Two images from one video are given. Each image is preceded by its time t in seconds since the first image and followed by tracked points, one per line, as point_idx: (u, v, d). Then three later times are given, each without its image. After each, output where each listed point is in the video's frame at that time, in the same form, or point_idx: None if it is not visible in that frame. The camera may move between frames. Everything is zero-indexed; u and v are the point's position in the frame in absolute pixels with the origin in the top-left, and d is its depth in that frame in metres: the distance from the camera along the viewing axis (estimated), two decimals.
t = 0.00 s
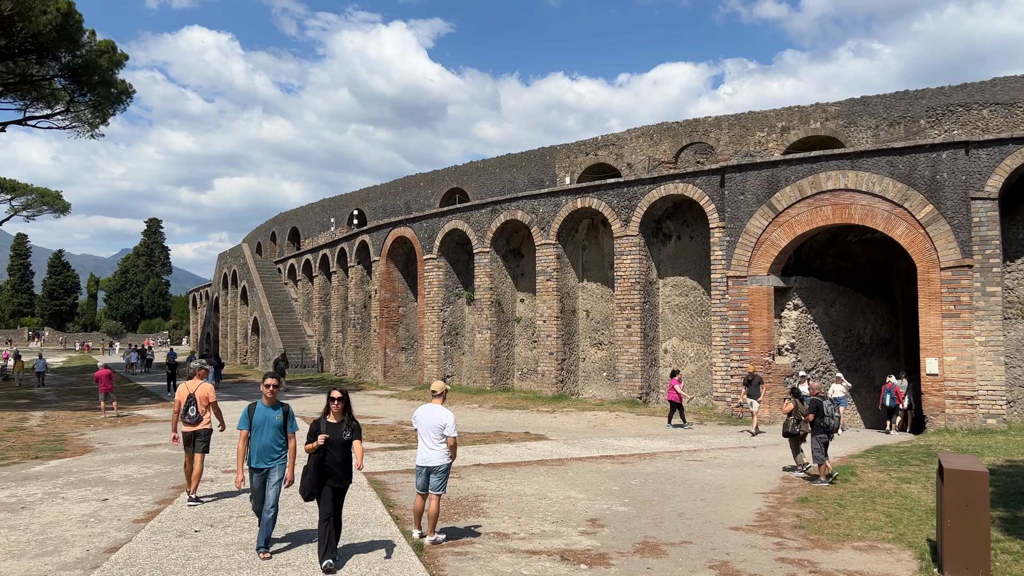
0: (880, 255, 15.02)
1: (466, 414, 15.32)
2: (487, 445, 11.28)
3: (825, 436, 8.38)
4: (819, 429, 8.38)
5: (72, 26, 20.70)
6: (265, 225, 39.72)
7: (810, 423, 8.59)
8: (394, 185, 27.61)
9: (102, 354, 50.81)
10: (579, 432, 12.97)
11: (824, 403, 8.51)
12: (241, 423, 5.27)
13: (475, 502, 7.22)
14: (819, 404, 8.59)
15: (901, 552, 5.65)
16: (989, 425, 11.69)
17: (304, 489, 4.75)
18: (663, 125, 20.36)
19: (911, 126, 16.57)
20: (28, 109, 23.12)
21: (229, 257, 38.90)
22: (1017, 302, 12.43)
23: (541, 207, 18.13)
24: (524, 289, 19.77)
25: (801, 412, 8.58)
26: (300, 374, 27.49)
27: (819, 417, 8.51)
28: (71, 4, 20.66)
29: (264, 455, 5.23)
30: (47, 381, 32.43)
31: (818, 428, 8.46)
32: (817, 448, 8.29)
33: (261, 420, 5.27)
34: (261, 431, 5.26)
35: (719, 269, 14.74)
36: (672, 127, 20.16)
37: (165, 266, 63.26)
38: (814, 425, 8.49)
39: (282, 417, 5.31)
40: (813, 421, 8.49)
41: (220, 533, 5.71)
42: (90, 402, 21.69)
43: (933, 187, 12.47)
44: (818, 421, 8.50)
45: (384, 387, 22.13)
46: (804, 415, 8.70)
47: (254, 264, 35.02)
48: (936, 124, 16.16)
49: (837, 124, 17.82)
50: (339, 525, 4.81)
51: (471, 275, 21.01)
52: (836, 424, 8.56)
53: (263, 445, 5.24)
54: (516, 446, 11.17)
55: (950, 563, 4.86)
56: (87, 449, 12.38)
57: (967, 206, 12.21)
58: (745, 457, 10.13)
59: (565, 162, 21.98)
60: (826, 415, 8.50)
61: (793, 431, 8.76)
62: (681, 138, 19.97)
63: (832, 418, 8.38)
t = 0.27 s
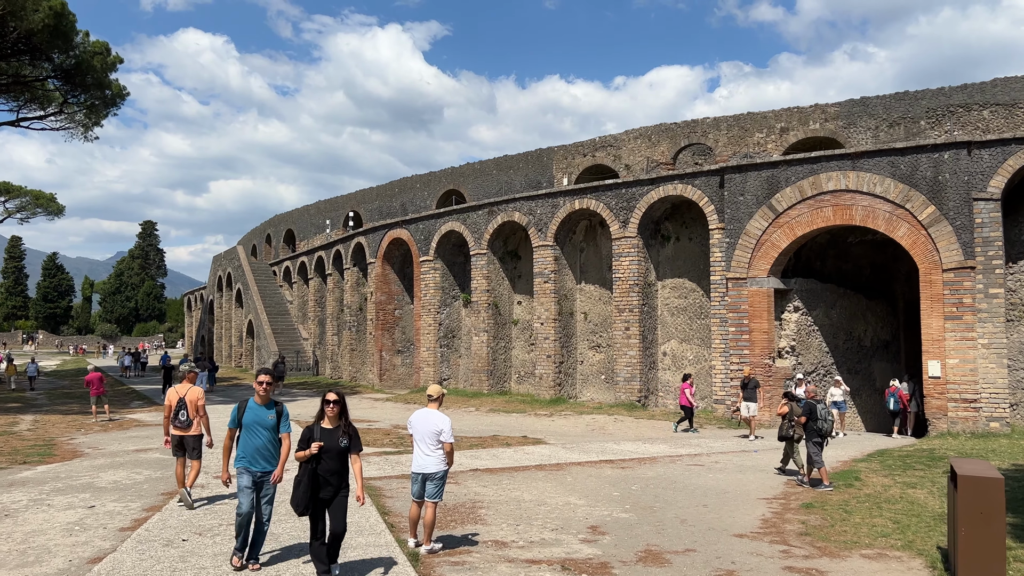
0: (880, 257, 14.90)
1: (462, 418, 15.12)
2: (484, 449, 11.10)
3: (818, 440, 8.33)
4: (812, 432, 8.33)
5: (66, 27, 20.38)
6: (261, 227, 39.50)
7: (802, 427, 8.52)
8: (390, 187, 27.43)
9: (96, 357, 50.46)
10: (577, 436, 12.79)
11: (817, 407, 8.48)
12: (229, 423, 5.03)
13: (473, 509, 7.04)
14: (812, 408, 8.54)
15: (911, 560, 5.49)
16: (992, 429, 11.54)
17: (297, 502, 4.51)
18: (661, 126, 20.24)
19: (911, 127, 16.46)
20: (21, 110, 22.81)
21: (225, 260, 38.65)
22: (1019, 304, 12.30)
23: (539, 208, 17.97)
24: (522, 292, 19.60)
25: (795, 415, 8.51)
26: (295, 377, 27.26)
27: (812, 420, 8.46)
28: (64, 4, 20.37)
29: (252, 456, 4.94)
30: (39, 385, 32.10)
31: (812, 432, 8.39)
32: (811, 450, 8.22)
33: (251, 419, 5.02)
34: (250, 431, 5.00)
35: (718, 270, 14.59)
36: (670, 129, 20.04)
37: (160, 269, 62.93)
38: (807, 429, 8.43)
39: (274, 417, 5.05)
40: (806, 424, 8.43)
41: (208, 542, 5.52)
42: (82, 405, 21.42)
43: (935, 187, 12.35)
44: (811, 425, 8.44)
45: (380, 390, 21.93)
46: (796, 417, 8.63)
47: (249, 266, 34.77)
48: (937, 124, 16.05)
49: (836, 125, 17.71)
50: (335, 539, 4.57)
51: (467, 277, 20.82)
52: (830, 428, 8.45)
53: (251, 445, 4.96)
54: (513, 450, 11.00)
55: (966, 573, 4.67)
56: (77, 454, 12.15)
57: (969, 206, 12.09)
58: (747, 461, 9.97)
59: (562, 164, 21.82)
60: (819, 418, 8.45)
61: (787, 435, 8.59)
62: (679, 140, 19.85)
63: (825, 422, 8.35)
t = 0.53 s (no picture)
0: (879, 255, 14.78)
1: (458, 419, 14.93)
2: (480, 449, 10.93)
3: (808, 439, 8.23)
4: (801, 431, 8.22)
5: (59, 25, 19.95)
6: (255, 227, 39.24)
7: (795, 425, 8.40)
8: (385, 186, 27.23)
9: (90, 358, 50.09)
10: (575, 436, 12.62)
11: (811, 405, 8.29)
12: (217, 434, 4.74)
13: (468, 511, 6.87)
14: (807, 407, 8.36)
15: (921, 563, 5.33)
16: (994, 428, 11.39)
17: (291, 515, 4.14)
18: (658, 124, 20.10)
19: (910, 124, 16.35)
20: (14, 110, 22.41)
21: (219, 260, 38.38)
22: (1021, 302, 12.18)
23: (535, 206, 17.80)
24: (518, 291, 19.42)
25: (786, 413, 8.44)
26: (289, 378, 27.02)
27: (804, 419, 8.31)
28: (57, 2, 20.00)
29: (244, 468, 4.67)
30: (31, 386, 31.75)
31: (803, 431, 8.28)
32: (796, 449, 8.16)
33: (240, 429, 4.72)
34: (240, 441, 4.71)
35: (717, 268, 14.43)
36: (667, 127, 19.91)
37: (154, 270, 62.57)
38: (798, 427, 8.31)
39: (264, 425, 4.75)
40: (797, 423, 8.34)
41: (194, 547, 5.32)
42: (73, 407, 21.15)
43: (936, 184, 12.22)
44: (803, 424, 8.32)
45: (375, 391, 21.72)
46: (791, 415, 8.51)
47: (244, 266, 34.53)
48: (936, 122, 15.94)
49: (834, 122, 17.59)
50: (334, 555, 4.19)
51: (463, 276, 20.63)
52: (823, 427, 8.26)
53: (241, 456, 4.68)
54: (510, 450, 10.81)
55: None
56: (65, 455, 11.91)
57: (971, 203, 11.97)
58: (747, 461, 9.81)
59: (559, 162, 21.66)
60: (812, 418, 8.27)
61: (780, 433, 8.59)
62: (676, 137, 19.73)
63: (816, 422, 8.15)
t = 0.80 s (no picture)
0: (880, 253, 14.66)
1: (456, 419, 14.76)
2: (478, 450, 10.76)
3: (802, 439, 8.17)
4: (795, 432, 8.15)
5: (51, 24, 19.57)
6: (250, 226, 38.97)
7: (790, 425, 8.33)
8: (381, 184, 27.03)
9: (84, 358, 49.75)
10: (574, 437, 12.46)
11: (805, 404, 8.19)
12: (211, 433, 4.38)
13: (467, 514, 6.71)
14: (801, 406, 8.26)
15: (933, 568, 5.19)
16: (997, 428, 11.28)
17: (290, 522, 3.91)
18: (657, 122, 19.97)
19: (911, 122, 16.24)
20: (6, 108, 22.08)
21: (214, 259, 38.09)
22: None
23: (534, 204, 17.64)
24: (515, 290, 19.26)
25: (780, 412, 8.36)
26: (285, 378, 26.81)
27: (798, 419, 8.22)
28: None
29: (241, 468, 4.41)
30: (23, 386, 31.46)
31: (796, 430, 8.22)
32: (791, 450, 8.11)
33: (237, 426, 4.45)
34: (237, 439, 4.44)
35: (717, 267, 14.29)
36: (666, 124, 19.77)
37: (150, 269, 62.19)
38: (792, 427, 8.24)
39: (262, 420, 4.55)
40: (791, 423, 8.25)
41: (184, 553, 5.15)
42: (65, 407, 20.91)
43: (939, 181, 12.10)
44: (797, 424, 8.23)
45: (371, 391, 21.53)
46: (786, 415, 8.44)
47: (239, 265, 34.27)
48: (937, 119, 15.83)
49: (834, 120, 17.47)
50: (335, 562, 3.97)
51: (460, 275, 20.45)
52: (818, 427, 8.17)
53: (239, 455, 4.41)
54: (508, 451, 10.64)
55: None
56: (56, 456, 11.70)
57: (974, 201, 11.85)
58: (750, 462, 9.67)
59: (557, 160, 21.50)
60: (806, 418, 8.19)
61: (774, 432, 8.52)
62: (675, 135, 19.60)
63: (810, 422, 8.06)
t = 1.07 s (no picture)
0: (882, 250, 14.53)
1: (454, 416, 14.61)
2: (477, 448, 10.60)
3: (793, 437, 8.11)
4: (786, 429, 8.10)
5: (45, 18, 19.24)
6: (246, 221, 38.72)
7: (780, 422, 8.26)
8: (379, 180, 26.83)
9: (80, 354, 49.49)
10: (574, 434, 12.32)
11: (794, 402, 8.10)
12: (205, 434, 4.05)
13: (468, 513, 6.56)
14: (790, 403, 8.18)
15: (947, 570, 5.05)
16: (1001, 426, 11.17)
17: (279, 535, 3.57)
18: (656, 117, 19.82)
19: (912, 118, 16.11)
20: None
21: (210, 255, 37.85)
22: None
23: (532, 200, 17.47)
24: (514, 286, 19.11)
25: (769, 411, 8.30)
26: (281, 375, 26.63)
27: (788, 417, 8.15)
28: None
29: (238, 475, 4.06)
30: (17, 383, 31.22)
31: (787, 429, 8.16)
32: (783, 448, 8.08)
33: (235, 428, 4.11)
34: (235, 442, 4.10)
35: (718, 263, 14.15)
36: (666, 120, 19.62)
37: (146, 265, 61.86)
38: (783, 425, 8.19)
39: (265, 424, 4.18)
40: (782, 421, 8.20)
41: (176, 553, 5.00)
42: (59, 403, 20.70)
43: (943, 177, 11.96)
44: (787, 422, 8.16)
45: (369, 388, 21.38)
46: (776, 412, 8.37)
47: (235, 261, 34.05)
48: (939, 115, 15.70)
49: (836, 115, 17.34)
50: None
51: (458, 271, 20.29)
52: (808, 423, 8.11)
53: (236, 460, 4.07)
54: (507, 449, 10.49)
55: None
56: (48, 453, 11.52)
57: (978, 196, 11.72)
58: (753, 460, 9.54)
59: (556, 156, 21.33)
60: (796, 416, 8.09)
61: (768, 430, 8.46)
62: (675, 131, 19.45)
63: (800, 419, 8.00)
